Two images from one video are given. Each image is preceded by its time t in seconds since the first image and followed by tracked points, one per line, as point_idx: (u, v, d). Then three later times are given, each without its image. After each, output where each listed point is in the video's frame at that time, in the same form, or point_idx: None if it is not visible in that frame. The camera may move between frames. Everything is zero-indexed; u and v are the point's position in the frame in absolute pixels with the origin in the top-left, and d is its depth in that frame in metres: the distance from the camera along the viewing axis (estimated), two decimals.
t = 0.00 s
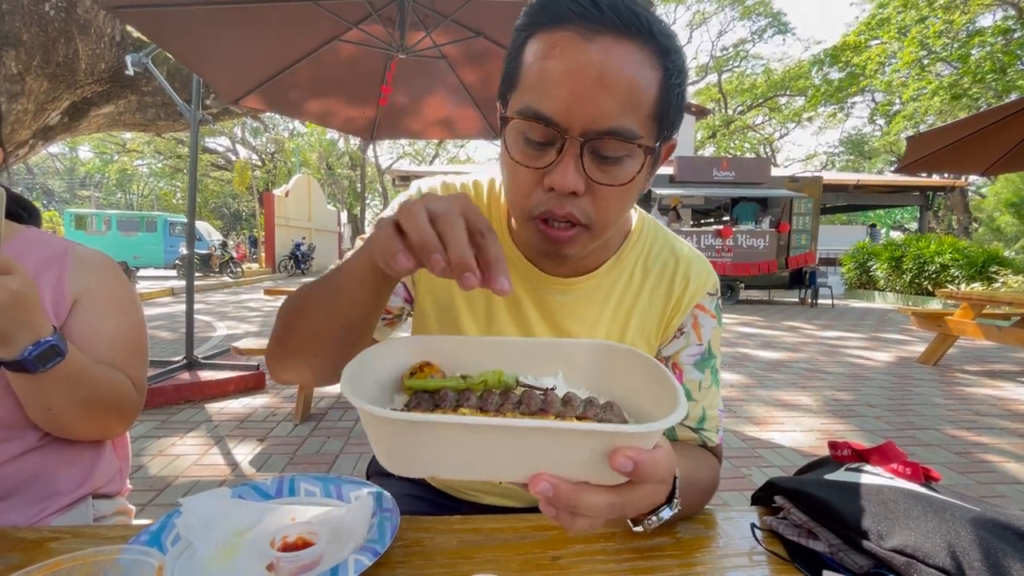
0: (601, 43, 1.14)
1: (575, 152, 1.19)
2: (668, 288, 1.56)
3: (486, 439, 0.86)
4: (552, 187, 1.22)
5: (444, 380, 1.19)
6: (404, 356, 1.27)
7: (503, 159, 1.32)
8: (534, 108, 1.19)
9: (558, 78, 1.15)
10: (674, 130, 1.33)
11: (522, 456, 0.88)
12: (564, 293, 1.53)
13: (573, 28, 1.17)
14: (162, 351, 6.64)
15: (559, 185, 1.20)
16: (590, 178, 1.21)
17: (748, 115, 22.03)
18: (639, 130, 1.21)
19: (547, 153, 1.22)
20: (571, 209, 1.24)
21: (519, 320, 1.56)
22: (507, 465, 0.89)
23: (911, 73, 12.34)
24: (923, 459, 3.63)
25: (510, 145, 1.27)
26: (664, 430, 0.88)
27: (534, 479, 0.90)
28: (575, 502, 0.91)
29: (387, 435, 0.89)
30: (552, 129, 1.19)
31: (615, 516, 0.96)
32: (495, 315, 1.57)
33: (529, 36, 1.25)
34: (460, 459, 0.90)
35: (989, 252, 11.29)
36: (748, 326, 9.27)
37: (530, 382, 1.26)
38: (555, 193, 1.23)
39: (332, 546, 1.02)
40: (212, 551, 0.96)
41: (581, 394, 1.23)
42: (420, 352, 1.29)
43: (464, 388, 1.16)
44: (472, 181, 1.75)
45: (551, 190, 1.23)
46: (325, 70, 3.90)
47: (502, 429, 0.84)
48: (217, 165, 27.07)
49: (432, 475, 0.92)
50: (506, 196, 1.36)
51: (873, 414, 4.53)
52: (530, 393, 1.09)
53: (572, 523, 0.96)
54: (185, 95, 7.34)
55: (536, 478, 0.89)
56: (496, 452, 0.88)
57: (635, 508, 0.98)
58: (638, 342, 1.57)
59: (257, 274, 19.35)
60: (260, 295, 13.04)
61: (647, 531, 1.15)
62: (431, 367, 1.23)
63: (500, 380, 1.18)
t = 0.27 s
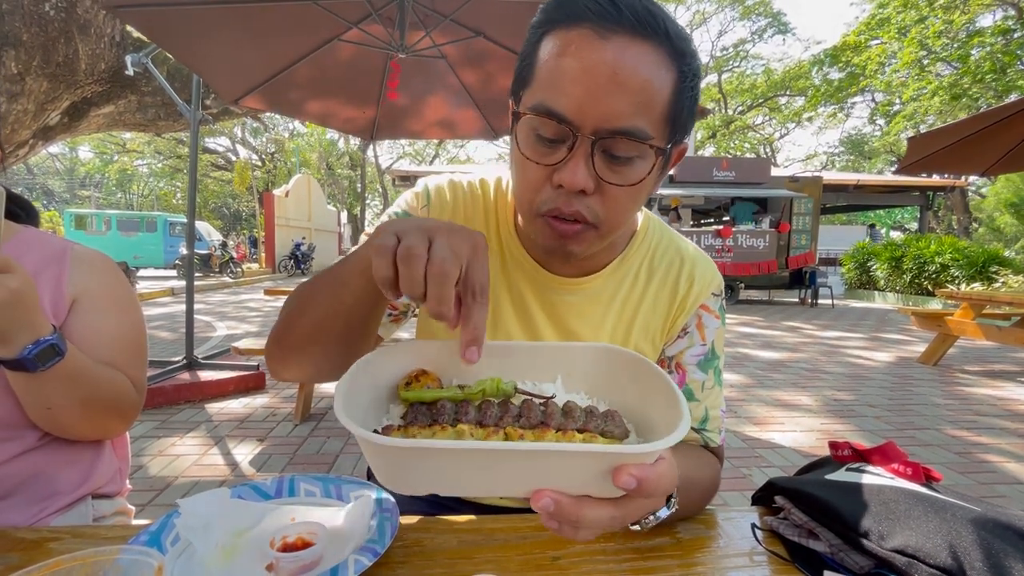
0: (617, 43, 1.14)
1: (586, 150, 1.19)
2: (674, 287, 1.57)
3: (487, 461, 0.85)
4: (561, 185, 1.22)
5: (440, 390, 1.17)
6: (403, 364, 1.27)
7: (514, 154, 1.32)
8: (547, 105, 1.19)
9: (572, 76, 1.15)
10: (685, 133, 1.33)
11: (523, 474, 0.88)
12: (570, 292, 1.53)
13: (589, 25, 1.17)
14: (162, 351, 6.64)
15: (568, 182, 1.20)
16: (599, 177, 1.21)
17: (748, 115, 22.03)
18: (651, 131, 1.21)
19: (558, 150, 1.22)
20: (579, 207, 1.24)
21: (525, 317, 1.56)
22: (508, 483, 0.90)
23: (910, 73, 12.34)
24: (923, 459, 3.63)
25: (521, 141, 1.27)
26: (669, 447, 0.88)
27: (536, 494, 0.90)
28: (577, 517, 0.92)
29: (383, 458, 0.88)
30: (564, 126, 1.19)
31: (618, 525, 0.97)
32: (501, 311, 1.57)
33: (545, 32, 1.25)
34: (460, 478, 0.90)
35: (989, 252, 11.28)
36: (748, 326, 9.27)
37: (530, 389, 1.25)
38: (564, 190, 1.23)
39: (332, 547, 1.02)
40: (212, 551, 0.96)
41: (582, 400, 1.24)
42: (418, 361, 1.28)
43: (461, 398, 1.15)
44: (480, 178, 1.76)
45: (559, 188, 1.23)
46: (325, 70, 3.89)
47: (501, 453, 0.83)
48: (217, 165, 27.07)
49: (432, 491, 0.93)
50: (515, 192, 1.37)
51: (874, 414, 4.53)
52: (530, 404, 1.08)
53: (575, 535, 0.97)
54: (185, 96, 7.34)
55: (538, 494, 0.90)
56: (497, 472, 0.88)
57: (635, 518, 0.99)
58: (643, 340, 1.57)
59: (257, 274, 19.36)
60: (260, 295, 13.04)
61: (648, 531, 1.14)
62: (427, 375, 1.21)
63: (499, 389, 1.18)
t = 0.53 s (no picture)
0: (620, 42, 1.14)
1: (585, 150, 1.19)
2: (676, 287, 1.57)
3: (503, 458, 0.85)
4: (560, 184, 1.21)
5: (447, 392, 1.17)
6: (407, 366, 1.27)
7: (516, 151, 1.32)
8: (549, 103, 1.19)
9: (575, 73, 1.15)
10: (687, 135, 1.33)
11: (536, 472, 0.88)
12: (570, 293, 1.53)
13: (594, 24, 1.17)
14: (162, 351, 6.65)
15: (566, 181, 1.19)
16: (598, 176, 1.21)
17: (748, 115, 22.04)
18: (652, 131, 1.21)
19: (557, 149, 1.22)
20: (577, 207, 1.23)
21: (524, 316, 1.56)
22: (523, 481, 0.89)
23: (910, 74, 12.36)
24: (923, 459, 3.62)
25: (523, 139, 1.27)
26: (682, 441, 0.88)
27: (550, 493, 0.90)
28: (593, 515, 0.92)
29: (396, 456, 0.87)
30: (565, 124, 1.18)
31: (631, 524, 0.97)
32: (501, 311, 1.57)
33: (551, 31, 1.25)
34: (474, 478, 0.89)
35: (989, 252, 11.28)
36: (748, 326, 9.27)
37: (537, 389, 1.24)
38: (562, 189, 1.22)
39: (332, 547, 1.02)
40: (211, 552, 0.96)
41: (591, 399, 1.24)
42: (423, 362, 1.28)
43: (469, 399, 1.14)
44: (481, 179, 1.75)
45: (558, 186, 1.22)
46: (324, 71, 3.89)
47: (517, 450, 0.83)
48: (217, 166, 27.06)
49: (445, 492, 0.92)
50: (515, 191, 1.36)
51: (874, 414, 4.53)
52: (540, 404, 1.08)
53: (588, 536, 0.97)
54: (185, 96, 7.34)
55: (552, 493, 0.89)
56: (512, 471, 0.88)
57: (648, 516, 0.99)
58: (645, 341, 1.56)
59: (257, 274, 19.36)
60: (260, 296, 13.04)
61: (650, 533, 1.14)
62: (433, 377, 1.20)
63: (507, 389, 1.17)
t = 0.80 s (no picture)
0: (616, 40, 1.15)
1: (580, 148, 1.19)
2: (675, 288, 1.57)
3: (508, 444, 0.86)
4: (554, 182, 1.21)
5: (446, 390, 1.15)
6: (407, 367, 1.25)
7: (512, 150, 1.32)
8: (544, 101, 1.20)
9: (570, 71, 1.16)
10: (684, 135, 1.33)
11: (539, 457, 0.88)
12: (567, 295, 1.53)
13: (591, 22, 1.17)
14: (162, 351, 6.65)
15: (561, 179, 1.19)
16: (593, 175, 1.21)
17: (748, 116, 22.06)
18: (648, 129, 1.21)
19: (553, 146, 1.22)
20: (571, 206, 1.23)
21: (521, 318, 1.56)
22: (528, 469, 0.90)
23: (910, 75, 12.38)
24: (923, 459, 3.63)
25: (520, 138, 1.27)
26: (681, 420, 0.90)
27: (554, 479, 0.90)
28: (595, 501, 0.93)
29: (399, 445, 0.87)
30: (560, 121, 1.19)
31: (632, 508, 0.98)
32: (498, 312, 1.57)
33: (549, 30, 1.26)
34: (478, 468, 0.89)
35: (988, 252, 11.29)
36: (748, 327, 9.27)
37: (535, 385, 1.23)
38: (557, 187, 1.22)
39: (332, 547, 1.02)
40: (212, 551, 0.96)
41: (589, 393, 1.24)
42: (423, 362, 1.27)
43: (469, 394, 1.13)
44: (479, 183, 1.75)
45: (553, 185, 1.22)
46: (324, 72, 3.89)
47: (520, 431, 0.84)
48: (217, 166, 27.07)
49: (447, 485, 0.91)
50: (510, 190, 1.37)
51: (874, 414, 4.53)
52: (539, 393, 1.08)
53: (591, 524, 0.97)
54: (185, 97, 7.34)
55: (556, 479, 0.90)
56: (517, 459, 0.88)
57: (650, 502, 1.01)
58: (644, 342, 1.56)
59: (257, 274, 19.37)
60: (259, 296, 13.04)
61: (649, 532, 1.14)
62: (431, 377, 1.20)
63: (505, 386, 1.15)
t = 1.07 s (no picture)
0: (610, 44, 1.15)
1: (575, 152, 1.20)
2: (674, 290, 1.57)
3: (505, 439, 0.87)
4: (550, 186, 1.22)
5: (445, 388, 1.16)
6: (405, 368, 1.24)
7: (508, 153, 1.33)
8: (538, 106, 1.20)
9: (565, 75, 1.16)
10: (681, 137, 1.34)
11: (535, 452, 0.89)
12: (565, 297, 1.53)
13: (585, 26, 1.18)
14: (162, 352, 6.65)
15: (557, 184, 1.20)
16: (589, 180, 1.22)
17: (748, 116, 22.07)
18: (643, 134, 1.21)
19: (548, 151, 1.22)
20: (567, 210, 1.24)
21: (520, 320, 1.56)
22: (525, 464, 0.91)
23: (910, 75, 12.39)
24: (922, 460, 3.63)
25: (515, 142, 1.28)
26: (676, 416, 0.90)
27: (551, 474, 0.91)
28: (593, 495, 0.93)
29: (396, 441, 0.88)
30: (554, 127, 1.19)
31: (629, 504, 0.98)
32: (497, 315, 1.57)
33: (543, 34, 1.26)
34: (476, 463, 0.90)
35: (988, 253, 11.30)
36: (748, 327, 9.27)
37: (532, 382, 1.24)
38: (553, 191, 1.23)
39: (332, 548, 1.02)
40: (212, 552, 0.97)
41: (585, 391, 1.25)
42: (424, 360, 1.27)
43: (467, 392, 1.13)
44: (477, 184, 1.76)
45: (549, 189, 1.23)
46: (323, 72, 3.90)
47: (516, 425, 0.84)
48: (216, 167, 27.07)
49: (445, 479, 0.92)
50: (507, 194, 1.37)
51: (873, 415, 4.53)
52: (536, 389, 1.09)
53: (590, 520, 0.98)
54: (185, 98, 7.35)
55: (552, 474, 0.91)
56: (513, 453, 0.89)
57: (648, 498, 1.01)
58: (643, 342, 1.57)
59: (256, 275, 19.36)
60: (259, 297, 13.04)
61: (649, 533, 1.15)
62: (431, 375, 1.20)
63: (503, 383, 1.16)
